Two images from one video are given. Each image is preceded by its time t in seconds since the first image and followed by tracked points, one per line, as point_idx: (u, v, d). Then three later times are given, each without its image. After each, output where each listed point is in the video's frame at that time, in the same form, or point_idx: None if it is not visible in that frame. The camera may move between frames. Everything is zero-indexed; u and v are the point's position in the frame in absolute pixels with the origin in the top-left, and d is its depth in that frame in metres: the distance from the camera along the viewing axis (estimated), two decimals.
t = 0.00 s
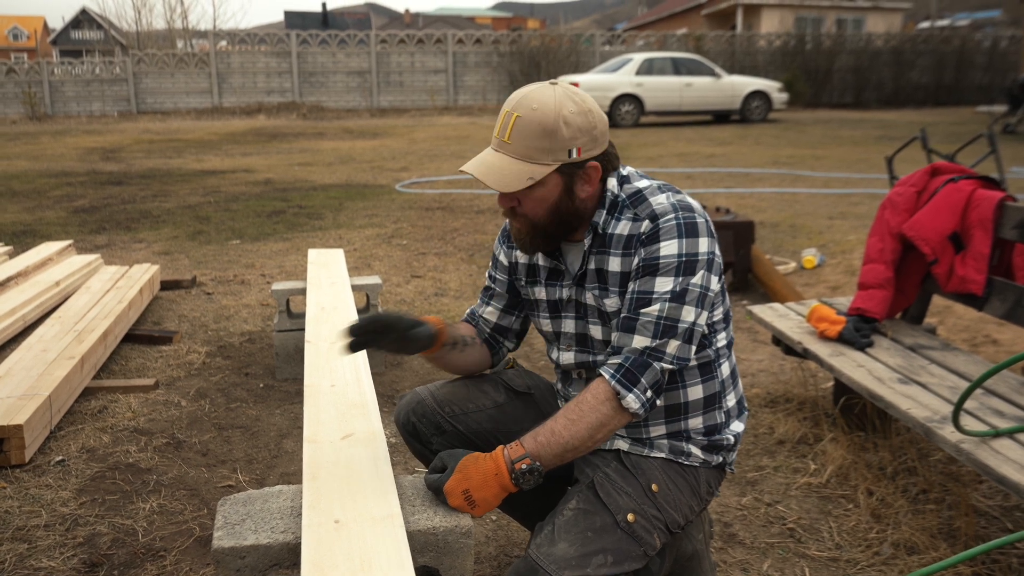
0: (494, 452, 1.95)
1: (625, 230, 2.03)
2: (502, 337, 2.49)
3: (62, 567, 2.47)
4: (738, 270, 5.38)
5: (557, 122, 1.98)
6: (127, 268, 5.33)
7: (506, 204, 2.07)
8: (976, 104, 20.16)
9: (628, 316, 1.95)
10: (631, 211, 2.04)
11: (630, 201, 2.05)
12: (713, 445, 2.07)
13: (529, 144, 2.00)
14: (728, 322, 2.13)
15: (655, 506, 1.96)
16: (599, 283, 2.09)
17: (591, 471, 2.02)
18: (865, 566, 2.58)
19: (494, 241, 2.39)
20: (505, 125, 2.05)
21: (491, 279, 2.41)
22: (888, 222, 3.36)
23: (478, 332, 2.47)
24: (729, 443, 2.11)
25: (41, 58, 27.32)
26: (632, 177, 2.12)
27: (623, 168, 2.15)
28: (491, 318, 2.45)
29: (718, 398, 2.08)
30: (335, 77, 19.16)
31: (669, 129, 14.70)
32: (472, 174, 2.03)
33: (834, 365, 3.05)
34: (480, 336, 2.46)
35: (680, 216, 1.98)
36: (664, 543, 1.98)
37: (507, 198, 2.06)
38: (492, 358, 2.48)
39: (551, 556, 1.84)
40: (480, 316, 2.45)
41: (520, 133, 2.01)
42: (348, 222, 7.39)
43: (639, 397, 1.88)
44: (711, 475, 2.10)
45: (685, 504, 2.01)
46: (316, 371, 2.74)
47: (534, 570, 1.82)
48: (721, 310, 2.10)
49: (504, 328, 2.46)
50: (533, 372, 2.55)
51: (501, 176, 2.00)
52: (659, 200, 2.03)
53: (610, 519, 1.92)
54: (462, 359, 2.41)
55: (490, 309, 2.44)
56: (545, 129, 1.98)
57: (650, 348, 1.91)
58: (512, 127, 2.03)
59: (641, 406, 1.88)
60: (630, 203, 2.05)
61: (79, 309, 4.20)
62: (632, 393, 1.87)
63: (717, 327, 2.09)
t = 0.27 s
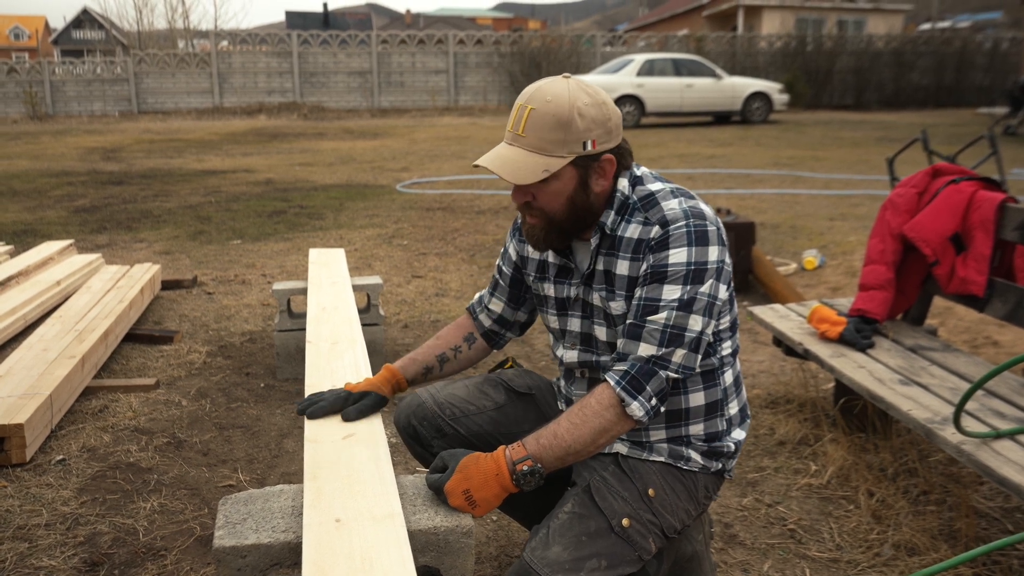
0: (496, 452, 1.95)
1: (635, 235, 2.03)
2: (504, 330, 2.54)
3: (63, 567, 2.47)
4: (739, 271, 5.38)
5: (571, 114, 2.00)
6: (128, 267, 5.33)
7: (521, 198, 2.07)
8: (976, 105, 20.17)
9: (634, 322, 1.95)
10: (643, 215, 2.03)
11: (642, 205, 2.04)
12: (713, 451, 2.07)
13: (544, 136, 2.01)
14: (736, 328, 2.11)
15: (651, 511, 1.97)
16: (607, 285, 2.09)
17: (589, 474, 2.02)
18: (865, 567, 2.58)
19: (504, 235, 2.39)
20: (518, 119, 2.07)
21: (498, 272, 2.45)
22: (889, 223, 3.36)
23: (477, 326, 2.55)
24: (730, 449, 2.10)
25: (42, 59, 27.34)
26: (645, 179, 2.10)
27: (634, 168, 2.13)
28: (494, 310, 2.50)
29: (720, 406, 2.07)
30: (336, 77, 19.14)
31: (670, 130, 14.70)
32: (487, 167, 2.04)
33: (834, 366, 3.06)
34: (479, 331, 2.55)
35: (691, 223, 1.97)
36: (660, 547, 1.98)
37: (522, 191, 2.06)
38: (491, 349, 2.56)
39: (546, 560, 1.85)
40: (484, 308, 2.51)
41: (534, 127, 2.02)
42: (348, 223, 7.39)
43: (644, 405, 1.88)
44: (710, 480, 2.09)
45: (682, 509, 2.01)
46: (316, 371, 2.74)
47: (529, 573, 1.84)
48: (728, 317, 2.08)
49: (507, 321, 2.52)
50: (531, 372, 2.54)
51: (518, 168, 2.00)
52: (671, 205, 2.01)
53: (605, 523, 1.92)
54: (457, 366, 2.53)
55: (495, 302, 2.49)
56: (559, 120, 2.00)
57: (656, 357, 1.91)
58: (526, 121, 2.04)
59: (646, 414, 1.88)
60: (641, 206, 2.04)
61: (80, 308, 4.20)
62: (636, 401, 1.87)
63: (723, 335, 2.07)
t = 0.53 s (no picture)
0: (487, 452, 1.95)
1: (623, 232, 2.05)
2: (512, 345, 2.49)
3: (57, 563, 2.47)
4: (736, 274, 5.39)
5: (536, 109, 2.02)
6: (125, 263, 5.33)
7: (517, 205, 2.01)
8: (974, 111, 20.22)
9: (621, 314, 1.96)
10: (631, 213, 2.06)
11: (629, 204, 2.07)
12: (710, 457, 2.08)
13: (518, 136, 2.00)
14: (727, 330, 2.13)
15: (650, 523, 1.96)
16: (598, 285, 2.10)
17: (588, 487, 2.03)
18: (859, 571, 2.59)
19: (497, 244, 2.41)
20: (488, 134, 2.05)
21: (494, 283, 2.42)
22: (887, 228, 3.37)
23: (490, 347, 2.46)
24: (725, 455, 2.11)
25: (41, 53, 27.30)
26: (629, 181, 2.13)
27: (617, 173, 2.16)
28: (504, 324, 2.45)
29: (716, 408, 2.08)
30: (335, 75, 19.13)
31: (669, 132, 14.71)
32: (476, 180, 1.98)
33: (829, 370, 3.07)
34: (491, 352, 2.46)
35: (677, 217, 1.99)
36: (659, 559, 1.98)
37: (515, 198, 2.00)
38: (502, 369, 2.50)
39: None
40: (494, 324, 2.45)
41: (505, 131, 2.02)
42: (347, 221, 7.39)
43: (632, 396, 1.88)
44: (705, 487, 2.09)
45: (680, 518, 2.01)
46: (315, 369, 2.75)
47: None
48: (719, 316, 2.09)
49: (517, 333, 2.47)
50: (532, 379, 2.53)
51: (506, 167, 1.96)
52: (657, 202, 2.04)
53: (606, 536, 1.92)
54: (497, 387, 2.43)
55: (502, 315, 2.44)
56: (527, 117, 2.01)
57: (643, 348, 1.92)
58: (496, 130, 2.03)
59: (634, 404, 1.88)
60: (629, 206, 2.07)
61: (76, 304, 4.20)
62: (625, 392, 1.88)
63: (715, 335, 2.08)
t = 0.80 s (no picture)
0: (489, 451, 1.95)
1: (625, 234, 2.05)
2: (506, 343, 2.47)
3: (59, 562, 2.47)
4: (737, 274, 5.38)
5: (547, 106, 2.04)
6: (126, 262, 5.33)
7: (536, 202, 2.00)
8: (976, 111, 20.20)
9: (623, 314, 1.96)
10: (632, 215, 2.06)
11: (630, 206, 2.08)
12: (710, 451, 2.08)
13: (535, 132, 2.01)
14: (726, 327, 2.13)
15: (654, 515, 1.96)
16: (599, 285, 2.10)
17: (591, 480, 2.02)
18: (861, 571, 2.59)
19: (492, 242, 2.40)
20: (500, 133, 2.03)
21: (491, 281, 2.40)
22: (888, 228, 3.37)
23: (482, 346, 2.45)
24: (724, 448, 2.11)
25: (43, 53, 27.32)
26: (628, 183, 2.14)
27: (617, 174, 2.16)
28: (498, 324, 2.43)
29: (715, 403, 2.08)
30: (336, 75, 19.13)
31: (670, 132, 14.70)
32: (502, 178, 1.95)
33: (831, 369, 3.06)
34: (484, 351, 2.45)
35: (679, 218, 2.00)
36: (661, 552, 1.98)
37: (534, 194, 2.00)
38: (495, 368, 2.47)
39: (551, 567, 1.83)
40: (487, 323, 2.44)
41: (521, 128, 2.01)
42: (348, 221, 7.40)
43: (635, 394, 1.88)
44: (706, 481, 2.10)
45: (682, 511, 2.01)
46: (318, 369, 2.74)
47: None
48: (719, 314, 2.10)
49: (511, 331, 2.46)
50: (528, 378, 2.55)
51: (530, 164, 1.96)
52: (658, 204, 2.05)
53: (611, 528, 1.91)
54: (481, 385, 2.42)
55: (497, 314, 2.43)
56: (540, 115, 2.02)
57: (645, 348, 1.92)
58: (510, 127, 2.02)
59: (636, 404, 1.88)
60: (630, 208, 2.07)
61: (78, 303, 4.20)
62: (628, 391, 1.88)
63: (714, 332, 2.09)
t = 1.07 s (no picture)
0: (492, 451, 1.95)
1: (622, 232, 2.05)
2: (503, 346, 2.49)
3: (62, 562, 2.47)
4: (739, 273, 5.38)
5: (545, 105, 2.03)
6: (129, 263, 5.34)
7: (533, 201, 1.99)
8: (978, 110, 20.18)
9: (623, 312, 1.96)
10: (629, 213, 2.06)
11: (627, 204, 2.08)
12: (708, 450, 2.08)
13: (533, 131, 2.00)
14: (723, 324, 2.14)
15: (652, 516, 1.96)
16: (597, 284, 2.10)
17: (588, 482, 2.02)
18: (863, 570, 2.59)
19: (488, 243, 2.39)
20: (498, 132, 2.02)
21: (487, 283, 2.41)
22: (890, 227, 3.36)
23: (479, 349, 2.47)
24: (722, 447, 2.11)
25: (44, 53, 27.34)
26: (624, 181, 2.14)
27: (612, 172, 2.17)
28: (495, 326, 2.44)
29: (713, 401, 2.09)
30: (338, 75, 19.14)
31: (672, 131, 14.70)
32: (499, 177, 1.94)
33: (833, 369, 3.06)
34: (480, 353, 2.46)
35: (676, 215, 2.00)
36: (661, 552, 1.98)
37: (531, 193, 1.98)
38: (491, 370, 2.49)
39: (550, 570, 1.83)
40: (484, 325, 2.44)
41: (519, 127, 2.00)
42: (350, 221, 7.40)
43: (635, 391, 1.88)
44: (704, 480, 2.10)
45: (680, 511, 2.01)
46: (323, 369, 2.74)
47: None
48: (716, 311, 2.11)
49: (510, 333, 2.46)
50: (527, 378, 2.55)
51: (528, 164, 1.95)
52: (655, 201, 2.05)
53: (608, 531, 1.91)
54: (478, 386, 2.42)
55: (494, 316, 2.43)
56: (538, 113, 2.01)
57: (645, 345, 1.92)
58: (508, 127, 2.01)
59: (637, 401, 1.88)
60: (626, 205, 2.08)
61: (80, 304, 4.20)
62: (628, 388, 1.88)
63: (712, 329, 2.09)
